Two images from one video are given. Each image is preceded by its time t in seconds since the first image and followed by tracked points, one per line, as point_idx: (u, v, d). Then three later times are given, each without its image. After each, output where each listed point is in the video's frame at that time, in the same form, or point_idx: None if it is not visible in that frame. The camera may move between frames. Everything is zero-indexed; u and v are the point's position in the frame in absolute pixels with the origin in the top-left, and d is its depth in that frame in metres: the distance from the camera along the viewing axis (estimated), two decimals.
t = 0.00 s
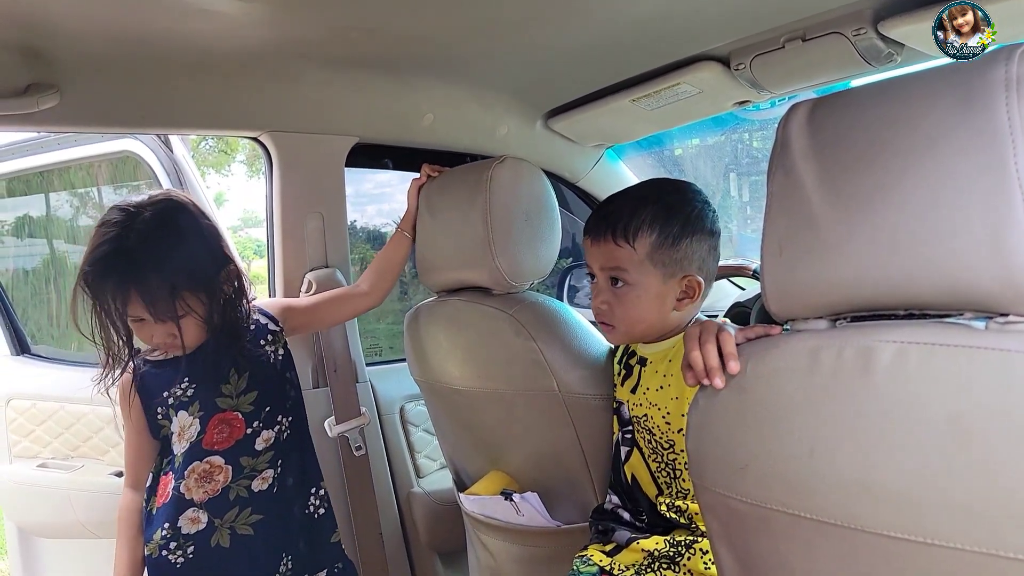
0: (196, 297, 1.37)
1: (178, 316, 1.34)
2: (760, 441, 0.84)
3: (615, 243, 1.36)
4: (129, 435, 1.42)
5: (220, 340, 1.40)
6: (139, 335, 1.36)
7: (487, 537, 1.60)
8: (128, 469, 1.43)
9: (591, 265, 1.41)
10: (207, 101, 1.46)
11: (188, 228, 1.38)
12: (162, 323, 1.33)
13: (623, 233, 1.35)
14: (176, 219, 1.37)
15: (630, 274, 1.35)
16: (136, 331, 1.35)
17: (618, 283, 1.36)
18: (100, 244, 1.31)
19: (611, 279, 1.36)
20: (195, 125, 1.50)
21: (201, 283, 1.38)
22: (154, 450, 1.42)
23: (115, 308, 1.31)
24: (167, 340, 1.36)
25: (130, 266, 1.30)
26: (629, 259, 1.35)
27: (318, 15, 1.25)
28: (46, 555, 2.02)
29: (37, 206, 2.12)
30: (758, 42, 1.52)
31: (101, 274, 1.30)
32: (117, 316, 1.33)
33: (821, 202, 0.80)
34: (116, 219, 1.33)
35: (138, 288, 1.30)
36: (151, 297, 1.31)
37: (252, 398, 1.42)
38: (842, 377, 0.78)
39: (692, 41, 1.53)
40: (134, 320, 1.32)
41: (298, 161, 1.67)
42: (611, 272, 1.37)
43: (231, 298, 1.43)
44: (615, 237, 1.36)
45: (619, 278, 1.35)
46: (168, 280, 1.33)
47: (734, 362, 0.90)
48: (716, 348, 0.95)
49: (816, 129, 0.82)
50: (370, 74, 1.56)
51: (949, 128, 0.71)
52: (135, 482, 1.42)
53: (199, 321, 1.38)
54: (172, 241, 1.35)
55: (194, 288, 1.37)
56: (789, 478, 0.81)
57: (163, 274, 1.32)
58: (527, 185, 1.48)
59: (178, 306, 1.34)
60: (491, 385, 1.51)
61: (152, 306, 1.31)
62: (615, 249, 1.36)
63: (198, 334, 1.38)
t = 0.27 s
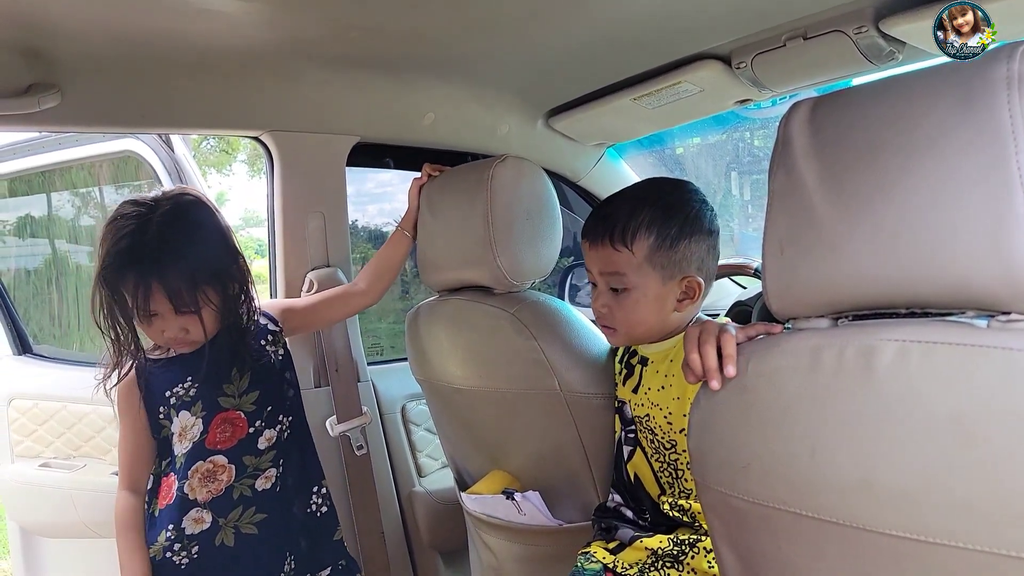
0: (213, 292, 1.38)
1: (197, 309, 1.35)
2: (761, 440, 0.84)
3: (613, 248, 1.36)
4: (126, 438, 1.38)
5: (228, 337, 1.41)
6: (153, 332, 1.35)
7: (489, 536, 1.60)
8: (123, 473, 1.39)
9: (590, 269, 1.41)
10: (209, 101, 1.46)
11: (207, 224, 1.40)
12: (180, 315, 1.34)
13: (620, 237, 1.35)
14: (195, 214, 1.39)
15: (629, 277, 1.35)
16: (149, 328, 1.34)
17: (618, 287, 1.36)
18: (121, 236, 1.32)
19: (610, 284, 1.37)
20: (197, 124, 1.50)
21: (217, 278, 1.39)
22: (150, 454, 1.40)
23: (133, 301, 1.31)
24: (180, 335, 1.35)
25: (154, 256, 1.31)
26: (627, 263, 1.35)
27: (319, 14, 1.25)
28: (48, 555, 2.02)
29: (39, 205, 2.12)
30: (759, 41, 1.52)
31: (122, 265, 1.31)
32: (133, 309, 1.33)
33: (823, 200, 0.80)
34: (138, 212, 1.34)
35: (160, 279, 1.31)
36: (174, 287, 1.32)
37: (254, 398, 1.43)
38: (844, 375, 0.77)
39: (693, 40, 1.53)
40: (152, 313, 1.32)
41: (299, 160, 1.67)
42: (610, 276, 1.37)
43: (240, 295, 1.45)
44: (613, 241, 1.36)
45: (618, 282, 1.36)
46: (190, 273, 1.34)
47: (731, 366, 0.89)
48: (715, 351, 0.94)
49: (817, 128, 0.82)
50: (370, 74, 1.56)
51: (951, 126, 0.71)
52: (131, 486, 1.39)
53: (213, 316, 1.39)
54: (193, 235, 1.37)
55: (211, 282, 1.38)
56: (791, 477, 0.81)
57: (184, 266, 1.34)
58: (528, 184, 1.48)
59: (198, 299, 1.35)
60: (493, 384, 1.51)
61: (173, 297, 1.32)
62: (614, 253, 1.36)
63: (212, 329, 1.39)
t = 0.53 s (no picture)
0: (224, 290, 1.39)
1: (209, 305, 1.35)
2: (762, 439, 0.84)
3: (613, 251, 1.36)
4: (129, 437, 1.35)
5: (236, 335, 1.41)
6: (162, 329, 1.34)
7: (490, 535, 1.60)
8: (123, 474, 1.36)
9: (592, 273, 1.41)
10: (209, 100, 1.46)
11: (218, 222, 1.41)
12: (192, 312, 1.33)
13: (620, 240, 1.35)
14: (208, 212, 1.40)
15: (629, 280, 1.35)
16: (159, 326, 1.34)
17: (619, 291, 1.36)
18: (134, 231, 1.32)
19: (611, 287, 1.37)
20: (198, 124, 1.50)
21: (228, 275, 1.40)
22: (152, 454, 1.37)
23: (146, 297, 1.31)
24: (189, 332, 1.35)
25: (168, 252, 1.31)
26: (627, 266, 1.35)
27: (320, 13, 1.25)
28: (49, 555, 2.02)
29: (41, 205, 2.12)
30: (760, 39, 1.52)
31: (136, 260, 1.30)
32: (144, 306, 1.32)
33: (823, 199, 0.80)
34: (151, 209, 1.35)
35: (174, 274, 1.31)
36: (188, 283, 1.32)
37: (260, 398, 1.43)
38: (845, 373, 0.77)
39: (693, 38, 1.53)
40: (164, 310, 1.31)
41: (300, 159, 1.67)
42: (610, 280, 1.37)
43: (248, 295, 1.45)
44: (612, 245, 1.36)
45: (619, 286, 1.36)
46: (203, 270, 1.34)
47: (731, 362, 0.90)
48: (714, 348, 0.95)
49: (817, 126, 0.82)
50: (371, 72, 1.57)
51: (951, 124, 0.71)
52: (133, 485, 1.35)
53: (223, 314, 1.39)
54: (206, 233, 1.37)
55: (223, 280, 1.39)
56: (792, 475, 0.81)
57: (198, 262, 1.34)
58: (529, 183, 1.48)
59: (211, 295, 1.35)
60: (494, 383, 1.51)
61: (187, 293, 1.32)
62: (613, 256, 1.36)
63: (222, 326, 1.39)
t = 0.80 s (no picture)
0: (236, 290, 1.39)
1: (224, 306, 1.35)
2: (763, 437, 0.84)
3: (599, 242, 1.35)
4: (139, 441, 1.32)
5: (244, 336, 1.41)
6: (171, 331, 1.32)
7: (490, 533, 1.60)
8: (131, 476, 1.32)
9: (575, 258, 1.41)
10: (210, 99, 1.46)
11: (230, 222, 1.40)
12: (206, 313, 1.33)
13: (608, 232, 1.34)
14: (221, 212, 1.39)
15: (611, 274, 1.34)
16: (169, 326, 1.32)
17: (599, 283, 1.36)
18: (149, 230, 1.30)
19: (592, 278, 1.37)
20: (198, 123, 1.50)
21: (240, 276, 1.40)
22: (161, 456, 1.34)
23: (160, 298, 1.29)
24: (201, 332, 1.34)
25: (186, 252, 1.30)
26: (611, 258, 1.34)
27: (320, 12, 1.25)
28: (49, 553, 2.02)
29: (42, 203, 2.13)
30: (760, 38, 1.52)
31: (151, 259, 1.29)
32: (156, 306, 1.30)
33: (823, 197, 0.80)
34: (165, 209, 1.33)
35: (191, 275, 1.30)
36: (207, 283, 1.31)
37: (270, 398, 1.44)
38: (845, 371, 0.77)
39: (694, 37, 1.53)
40: (179, 311, 1.30)
41: (300, 158, 1.67)
42: (593, 272, 1.36)
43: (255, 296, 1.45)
44: (599, 235, 1.35)
45: (601, 278, 1.35)
46: (219, 271, 1.34)
47: (737, 366, 0.89)
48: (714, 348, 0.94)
49: (818, 124, 0.82)
50: (371, 71, 1.57)
51: (950, 122, 0.71)
52: (142, 491, 1.32)
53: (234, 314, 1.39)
54: (220, 233, 1.37)
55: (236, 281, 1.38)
56: (792, 474, 0.81)
57: (215, 263, 1.34)
58: (529, 182, 1.48)
59: (226, 296, 1.35)
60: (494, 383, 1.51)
61: (205, 293, 1.32)
62: (599, 248, 1.35)
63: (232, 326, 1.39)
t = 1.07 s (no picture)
0: (239, 286, 1.37)
1: (226, 301, 1.34)
2: (764, 435, 0.84)
3: (584, 264, 1.35)
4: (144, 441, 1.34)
5: (247, 334, 1.40)
6: (174, 328, 1.31)
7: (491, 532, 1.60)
8: (139, 475, 1.34)
9: (565, 285, 1.40)
10: (210, 98, 1.46)
11: (233, 219, 1.39)
12: (209, 309, 1.31)
13: (589, 253, 1.34)
14: (223, 209, 1.38)
15: (602, 291, 1.34)
16: (171, 324, 1.30)
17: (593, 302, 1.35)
18: (150, 227, 1.29)
19: (585, 300, 1.36)
20: (198, 121, 1.50)
21: (243, 272, 1.38)
22: (166, 455, 1.35)
23: (162, 295, 1.28)
24: (204, 329, 1.32)
25: (187, 247, 1.29)
26: (598, 277, 1.34)
27: (319, 10, 1.25)
28: (50, 553, 2.02)
29: (42, 203, 2.14)
30: (761, 35, 1.51)
31: (153, 255, 1.28)
32: (158, 303, 1.29)
33: (825, 196, 0.80)
34: (166, 206, 1.32)
35: (193, 270, 1.29)
36: (209, 277, 1.30)
37: (274, 394, 1.44)
38: (847, 370, 0.77)
39: (694, 35, 1.52)
40: (181, 308, 1.28)
41: (300, 157, 1.67)
42: (584, 293, 1.36)
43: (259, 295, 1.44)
44: (582, 258, 1.35)
45: (593, 296, 1.35)
46: (221, 266, 1.32)
47: (738, 363, 0.89)
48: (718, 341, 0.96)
49: (819, 123, 0.82)
50: (371, 70, 1.56)
51: (953, 120, 0.71)
52: (149, 491, 1.34)
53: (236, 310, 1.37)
54: (222, 229, 1.36)
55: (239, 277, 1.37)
56: (794, 473, 0.81)
57: (217, 258, 1.32)
58: (529, 181, 1.48)
59: (229, 291, 1.34)
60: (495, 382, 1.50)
61: (207, 288, 1.30)
62: (584, 269, 1.35)
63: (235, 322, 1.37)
